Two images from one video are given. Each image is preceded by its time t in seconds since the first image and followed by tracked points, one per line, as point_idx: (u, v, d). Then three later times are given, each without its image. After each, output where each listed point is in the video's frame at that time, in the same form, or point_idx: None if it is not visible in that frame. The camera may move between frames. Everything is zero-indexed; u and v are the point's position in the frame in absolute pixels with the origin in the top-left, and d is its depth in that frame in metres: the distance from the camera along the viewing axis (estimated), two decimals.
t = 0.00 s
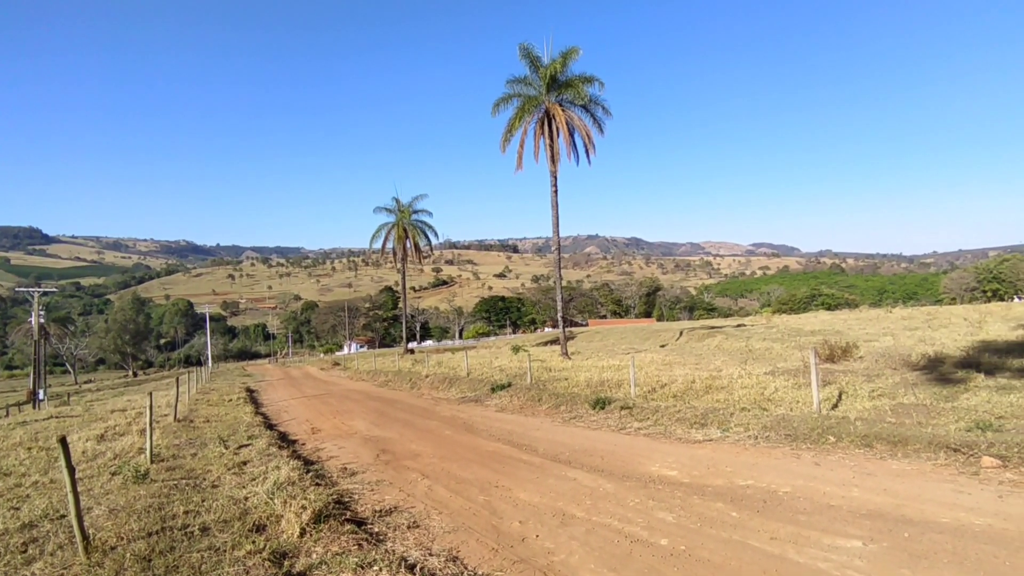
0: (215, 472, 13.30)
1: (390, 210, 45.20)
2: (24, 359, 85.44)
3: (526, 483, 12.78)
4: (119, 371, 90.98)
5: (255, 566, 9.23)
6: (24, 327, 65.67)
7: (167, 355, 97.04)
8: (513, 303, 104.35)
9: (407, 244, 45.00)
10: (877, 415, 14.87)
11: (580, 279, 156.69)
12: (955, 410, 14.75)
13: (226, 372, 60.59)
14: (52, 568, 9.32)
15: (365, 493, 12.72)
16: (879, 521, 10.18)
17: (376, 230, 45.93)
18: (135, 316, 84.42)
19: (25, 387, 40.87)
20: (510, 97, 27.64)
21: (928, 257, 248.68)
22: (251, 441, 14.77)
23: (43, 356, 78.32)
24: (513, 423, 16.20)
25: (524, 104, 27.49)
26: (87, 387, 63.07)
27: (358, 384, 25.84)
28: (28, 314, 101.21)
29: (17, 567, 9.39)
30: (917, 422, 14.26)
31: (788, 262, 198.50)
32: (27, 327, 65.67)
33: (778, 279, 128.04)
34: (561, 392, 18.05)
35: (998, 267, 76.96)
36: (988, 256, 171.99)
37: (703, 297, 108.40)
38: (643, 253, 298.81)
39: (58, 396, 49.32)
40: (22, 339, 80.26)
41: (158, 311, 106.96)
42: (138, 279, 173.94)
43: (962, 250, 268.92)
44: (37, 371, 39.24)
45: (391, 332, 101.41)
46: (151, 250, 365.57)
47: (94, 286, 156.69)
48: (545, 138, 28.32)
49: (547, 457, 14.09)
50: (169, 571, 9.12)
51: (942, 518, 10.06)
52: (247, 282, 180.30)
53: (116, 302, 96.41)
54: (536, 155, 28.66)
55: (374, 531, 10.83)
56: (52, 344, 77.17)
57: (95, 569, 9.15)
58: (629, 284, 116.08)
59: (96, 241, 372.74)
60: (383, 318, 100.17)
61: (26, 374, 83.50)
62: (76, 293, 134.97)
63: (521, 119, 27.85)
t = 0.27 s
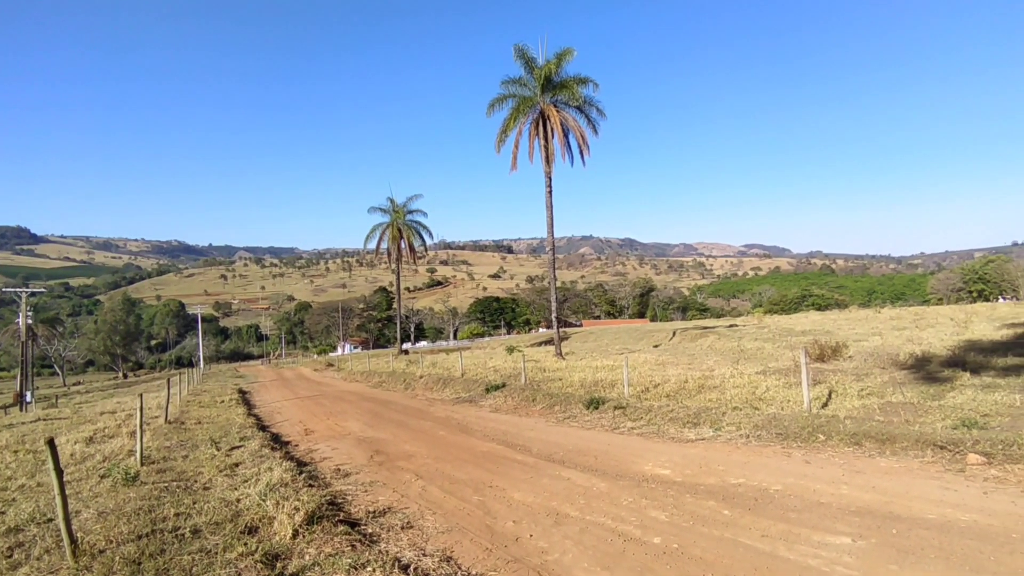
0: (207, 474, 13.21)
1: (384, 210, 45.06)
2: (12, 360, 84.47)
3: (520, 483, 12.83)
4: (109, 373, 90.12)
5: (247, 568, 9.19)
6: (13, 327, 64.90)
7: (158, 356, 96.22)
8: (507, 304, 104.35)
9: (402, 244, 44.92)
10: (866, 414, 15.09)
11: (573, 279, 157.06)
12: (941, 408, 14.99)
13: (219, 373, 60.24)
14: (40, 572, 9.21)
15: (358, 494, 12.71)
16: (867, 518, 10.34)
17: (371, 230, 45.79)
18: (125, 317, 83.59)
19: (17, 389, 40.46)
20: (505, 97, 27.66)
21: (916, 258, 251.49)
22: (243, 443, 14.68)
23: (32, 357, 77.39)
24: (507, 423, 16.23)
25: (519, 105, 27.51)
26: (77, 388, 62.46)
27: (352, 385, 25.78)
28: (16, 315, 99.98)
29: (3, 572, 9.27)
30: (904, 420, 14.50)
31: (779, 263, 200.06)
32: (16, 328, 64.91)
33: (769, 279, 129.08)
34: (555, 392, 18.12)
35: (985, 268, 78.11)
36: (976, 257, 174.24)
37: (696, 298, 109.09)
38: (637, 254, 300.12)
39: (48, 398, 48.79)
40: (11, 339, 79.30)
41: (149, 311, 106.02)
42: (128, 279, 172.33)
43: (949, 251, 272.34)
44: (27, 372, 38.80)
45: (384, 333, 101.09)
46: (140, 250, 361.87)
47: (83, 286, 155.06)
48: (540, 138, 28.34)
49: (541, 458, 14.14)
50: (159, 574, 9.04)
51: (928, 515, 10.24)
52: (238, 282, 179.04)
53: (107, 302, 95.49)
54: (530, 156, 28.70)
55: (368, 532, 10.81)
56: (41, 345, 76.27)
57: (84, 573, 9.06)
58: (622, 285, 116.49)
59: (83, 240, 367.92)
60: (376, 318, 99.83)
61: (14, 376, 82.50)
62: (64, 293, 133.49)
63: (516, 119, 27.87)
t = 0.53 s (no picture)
0: (203, 474, 13.22)
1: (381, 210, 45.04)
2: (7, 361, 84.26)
3: (518, 483, 12.84)
4: (105, 373, 89.87)
5: (245, 567, 9.19)
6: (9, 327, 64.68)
7: (154, 357, 96.01)
8: (504, 304, 104.37)
9: (399, 243, 44.88)
10: (862, 413, 15.11)
11: (570, 279, 157.16)
12: (938, 408, 15.02)
13: (215, 373, 60.18)
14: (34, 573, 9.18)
15: (355, 494, 12.74)
16: (864, 517, 10.36)
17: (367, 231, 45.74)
18: (121, 318, 83.41)
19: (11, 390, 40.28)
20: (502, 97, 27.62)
21: (913, 258, 252.24)
22: (240, 443, 14.68)
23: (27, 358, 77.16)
24: (503, 424, 16.23)
25: (516, 104, 27.49)
26: (73, 389, 62.30)
27: (349, 386, 25.77)
28: (12, 315, 99.75)
29: None
30: (901, 419, 14.52)
31: (776, 263, 200.50)
32: (11, 328, 64.72)
33: (766, 279, 129.32)
34: (551, 392, 18.12)
35: (980, 268, 78.39)
36: (972, 257, 174.77)
37: (693, 298, 109.25)
38: (633, 255, 300.26)
39: (44, 398, 48.66)
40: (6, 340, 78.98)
41: (145, 312, 105.77)
42: (124, 279, 172.02)
43: (946, 251, 273.08)
44: (21, 373, 38.59)
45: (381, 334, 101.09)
46: (136, 250, 361.18)
47: (79, 287, 154.52)
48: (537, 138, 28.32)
49: (538, 457, 14.15)
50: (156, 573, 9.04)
51: (924, 513, 10.26)
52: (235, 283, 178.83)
53: (102, 303, 95.27)
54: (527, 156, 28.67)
55: (365, 532, 10.80)
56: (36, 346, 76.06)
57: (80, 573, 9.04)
58: (619, 285, 116.54)
59: (80, 240, 367.09)
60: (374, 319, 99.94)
61: (9, 377, 82.18)
62: (60, 293, 133.09)
63: (513, 119, 27.86)
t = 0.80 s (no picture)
0: (202, 474, 13.24)
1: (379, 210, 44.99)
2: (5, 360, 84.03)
3: (516, 482, 12.86)
4: (102, 374, 89.69)
5: (243, 567, 9.20)
6: (6, 327, 64.51)
7: (152, 357, 95.86)
8: (502, 304, 104.52)
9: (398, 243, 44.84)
10: (861, 413, 15.13)
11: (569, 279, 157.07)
12: (935, 407, 15.05)
13: (213, 374, 60.04)
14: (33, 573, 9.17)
15: (354, 494, 12.78)
16: (862, 516, 10.36)
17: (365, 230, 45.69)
18: (119, 318, 83.21)
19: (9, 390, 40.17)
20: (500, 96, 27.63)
21: (910, 257, 252.73)
22: (239, 442, 14.70)
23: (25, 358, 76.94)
24: (502, 423, 16.24)
25: (514, 104, 27.48)
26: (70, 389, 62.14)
27: (347, 386, 25.77)
28: (9, 315, 99.46)
29: None
30: (899, 418, 14.54)
31: (774, 263, 200.77)
32: (9, 328, 64.58)
33: (764, 279, 129.50)
34: (550, 391, 18.14)
35: (978, 267, 78.55)
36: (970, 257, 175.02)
37: (692, 297, 109.33)
38: (631, 255, 299.73)
39: (41, 399, 48.52)
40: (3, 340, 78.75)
41: (142, 312, 105.56)
42: (121, 279, 171.57)
43: (944, 251, 273.56)
44: (18, 373, 38.48)
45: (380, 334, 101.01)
46: (134, 250, 360.51)
47: (76, 286, 154.24)
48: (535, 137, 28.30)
49: (537, 456, 14.18)
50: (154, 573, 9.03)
51: (923, 512, 10.26)
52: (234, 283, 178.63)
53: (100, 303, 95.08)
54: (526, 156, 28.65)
55: (364, 531, 10.81)
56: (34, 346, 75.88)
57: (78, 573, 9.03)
58: (618, 285, 116.57)
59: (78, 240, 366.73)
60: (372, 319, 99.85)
61: (7, 377, 81.96)
62: (57, 293, 132.66)
63: (511, 119, 27.84)
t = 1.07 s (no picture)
0: (201, 473, 13.26)
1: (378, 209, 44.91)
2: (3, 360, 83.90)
3: (515, 481, 12.88)
4: (101, 373, 89.63)
5: (242, 566, 9.19)
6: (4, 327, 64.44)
7: (151, 356, 95.82)
8: (501, 303, 104.53)
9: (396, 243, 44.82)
10: (860, 411, 15.13)
11: (567, 278, 156.90)
12: (934, 405, 15.07)
13: (211, 373, 59.92)
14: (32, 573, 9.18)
15: (353, 493, 12.80)
16: (860, 514, 10.39)
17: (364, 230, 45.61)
18: (117, 318, 83.18)
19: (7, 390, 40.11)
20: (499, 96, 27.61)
21: (909, 256, 252.96)
22: (237, 442, 14.71)
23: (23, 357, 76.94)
24: (501, 422, 16.25)
25: (512, 103, 27.45)
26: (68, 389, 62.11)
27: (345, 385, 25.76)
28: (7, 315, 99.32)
29: None
30: (897, 417, 14.56)
31: (773, 262, 200.81)
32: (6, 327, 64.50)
33: (763, 278, 129.49)
34: (549, 390, 18.14)
35: (977, 266, 78.57)
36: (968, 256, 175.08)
37: (691, 296, 109.31)
38: (629, 254, 299.41)
39: (39, 399, 48.43)
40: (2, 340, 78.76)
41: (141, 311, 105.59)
42: (119, 279, 171.23)
43: (942, 249, 273.97)
44: (16, 373, 38.41)
45: (378, 333, 100.97)
46: (132, 250, 359.94)
47: (74, 286, 154.01)
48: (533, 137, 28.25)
49: (536, 455, 14.20)
50: (154, 572, 9.04)
51: (921, 510, 10.28)
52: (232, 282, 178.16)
53: (99, 302, 95.08)
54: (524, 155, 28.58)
55: (363, 530, 10.81)
56: (32, 345, 75.90)
57: (77, 572, 9.04)
58: (616, 284, 116.50)
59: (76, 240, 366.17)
60: (371, 318, 99.81)
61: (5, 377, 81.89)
62: (55, 293, 132.43)
63: (510, 118, 27.80)
